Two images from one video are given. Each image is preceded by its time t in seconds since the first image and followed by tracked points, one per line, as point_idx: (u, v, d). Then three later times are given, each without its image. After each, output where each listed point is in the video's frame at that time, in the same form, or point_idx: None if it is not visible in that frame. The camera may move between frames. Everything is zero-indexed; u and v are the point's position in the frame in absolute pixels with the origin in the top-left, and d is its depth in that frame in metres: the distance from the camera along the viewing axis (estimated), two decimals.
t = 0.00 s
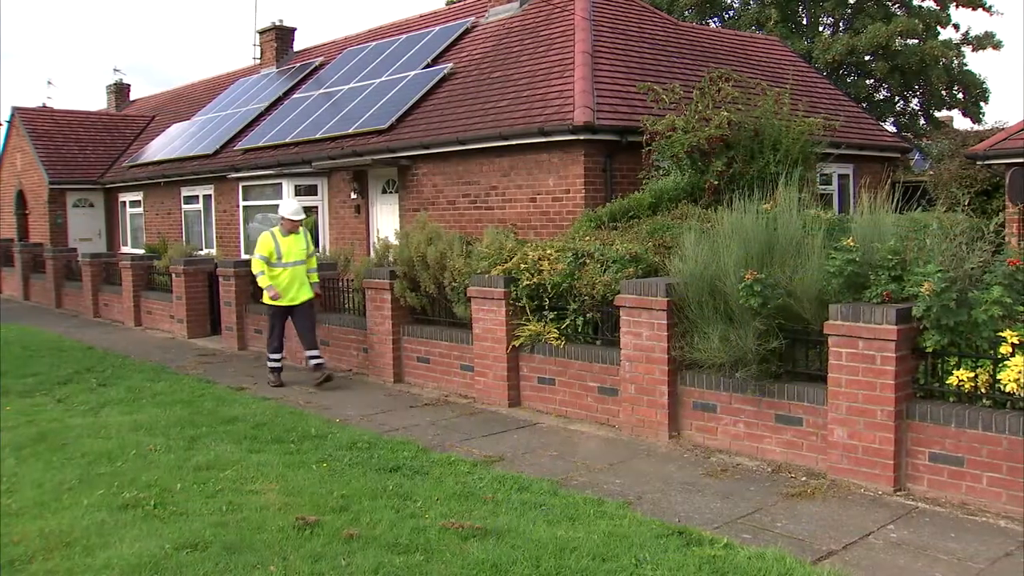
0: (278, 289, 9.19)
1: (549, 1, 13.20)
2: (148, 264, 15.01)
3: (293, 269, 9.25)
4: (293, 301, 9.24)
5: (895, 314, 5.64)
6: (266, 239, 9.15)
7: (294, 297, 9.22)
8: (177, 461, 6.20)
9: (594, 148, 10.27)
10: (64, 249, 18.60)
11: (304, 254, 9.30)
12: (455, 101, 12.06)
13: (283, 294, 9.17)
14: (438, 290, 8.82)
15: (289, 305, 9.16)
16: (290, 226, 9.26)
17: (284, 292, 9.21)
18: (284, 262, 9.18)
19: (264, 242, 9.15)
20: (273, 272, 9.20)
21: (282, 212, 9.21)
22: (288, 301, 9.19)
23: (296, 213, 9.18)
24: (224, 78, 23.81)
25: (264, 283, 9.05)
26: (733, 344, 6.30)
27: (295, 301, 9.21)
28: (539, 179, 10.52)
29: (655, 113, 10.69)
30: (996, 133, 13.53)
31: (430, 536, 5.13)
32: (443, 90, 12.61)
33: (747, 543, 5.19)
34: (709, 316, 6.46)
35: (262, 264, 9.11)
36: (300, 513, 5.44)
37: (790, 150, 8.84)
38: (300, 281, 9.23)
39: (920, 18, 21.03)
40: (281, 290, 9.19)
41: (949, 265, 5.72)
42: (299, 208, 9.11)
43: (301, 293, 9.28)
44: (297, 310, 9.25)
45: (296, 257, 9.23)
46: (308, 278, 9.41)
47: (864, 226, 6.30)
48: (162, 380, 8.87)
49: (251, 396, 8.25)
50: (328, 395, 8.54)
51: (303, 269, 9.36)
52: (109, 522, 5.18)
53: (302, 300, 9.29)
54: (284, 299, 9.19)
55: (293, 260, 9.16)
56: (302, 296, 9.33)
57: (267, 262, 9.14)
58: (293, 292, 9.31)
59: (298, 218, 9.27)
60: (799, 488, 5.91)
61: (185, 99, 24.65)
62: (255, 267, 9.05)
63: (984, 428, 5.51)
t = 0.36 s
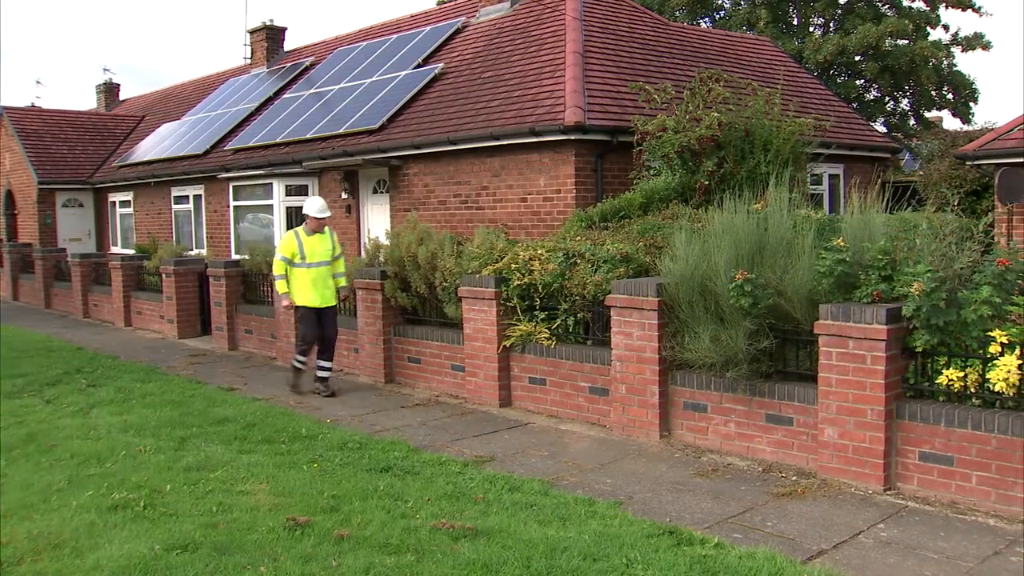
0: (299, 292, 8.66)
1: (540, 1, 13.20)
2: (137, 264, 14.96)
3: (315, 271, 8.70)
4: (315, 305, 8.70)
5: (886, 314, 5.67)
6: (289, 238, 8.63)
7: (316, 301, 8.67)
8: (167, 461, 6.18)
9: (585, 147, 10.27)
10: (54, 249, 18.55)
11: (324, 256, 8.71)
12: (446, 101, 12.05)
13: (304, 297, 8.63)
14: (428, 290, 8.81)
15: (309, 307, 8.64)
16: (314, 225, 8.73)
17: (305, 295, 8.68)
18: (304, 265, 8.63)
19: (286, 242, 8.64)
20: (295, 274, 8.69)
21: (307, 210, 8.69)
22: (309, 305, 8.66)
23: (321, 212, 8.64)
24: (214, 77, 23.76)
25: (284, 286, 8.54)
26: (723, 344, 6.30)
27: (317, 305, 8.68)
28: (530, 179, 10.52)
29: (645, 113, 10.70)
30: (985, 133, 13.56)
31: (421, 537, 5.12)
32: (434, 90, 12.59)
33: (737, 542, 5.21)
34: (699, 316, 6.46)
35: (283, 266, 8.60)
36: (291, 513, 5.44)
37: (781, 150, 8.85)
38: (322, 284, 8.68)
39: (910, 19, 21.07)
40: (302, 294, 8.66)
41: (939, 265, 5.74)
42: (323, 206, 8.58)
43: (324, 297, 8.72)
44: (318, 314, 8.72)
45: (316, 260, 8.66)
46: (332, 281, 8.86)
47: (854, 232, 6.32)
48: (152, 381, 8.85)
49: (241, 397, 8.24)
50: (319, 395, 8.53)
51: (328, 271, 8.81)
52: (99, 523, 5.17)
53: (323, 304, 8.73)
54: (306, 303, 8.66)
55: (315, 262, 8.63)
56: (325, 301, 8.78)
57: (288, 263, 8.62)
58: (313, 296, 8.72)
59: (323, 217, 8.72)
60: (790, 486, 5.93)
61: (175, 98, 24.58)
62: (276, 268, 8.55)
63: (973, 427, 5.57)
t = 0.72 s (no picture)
0: (317, 301, 8.12)
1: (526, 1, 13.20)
2: (122, 265, 14.88)
3: (333, 278, 8.15)
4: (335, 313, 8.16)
5: (871, 313, 5.69)
6: (302, 245, 8.11)
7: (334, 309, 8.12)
8: (151, 463, 6.15)
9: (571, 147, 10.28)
10: (38, 249, 18.45)
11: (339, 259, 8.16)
12: (433, 101, 12.03)
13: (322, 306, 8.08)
14: (414, 290, 8.80)
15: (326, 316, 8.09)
16: (328, 229, 8.18)
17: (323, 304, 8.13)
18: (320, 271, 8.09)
19: (299, 249, 8.12)
20: (311, 283, 8.15)
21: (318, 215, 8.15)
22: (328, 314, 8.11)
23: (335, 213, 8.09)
24: (199, 77, 23.67)
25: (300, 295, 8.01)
26: (709, 344, 6.30)
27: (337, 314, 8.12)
28: (516, 179, 10.52)
29: (631, 113, 10.70)
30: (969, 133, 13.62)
31: (407, 538, 5.12)
32: (420, 90, 12.58)
33: (724, 542, 5.23)
34: (685, 316, 6.45)
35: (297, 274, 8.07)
36: (277, 514, 5.42)
37: (767, 150, 8.90)
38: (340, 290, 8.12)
39: (895, 19, 21.14)
40: (321, 303, 8.11)
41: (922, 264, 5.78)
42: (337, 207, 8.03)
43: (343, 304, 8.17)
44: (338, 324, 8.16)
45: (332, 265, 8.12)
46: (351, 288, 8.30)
47: (838, 231, 6.33)
48: (137, 382, 8.80)
49: (226, 398, 8.21)
50: (305, 396, 8.51)
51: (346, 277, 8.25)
52: (82, 525, 5.14)
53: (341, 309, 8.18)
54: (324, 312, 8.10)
55: (331, 267, 8.07)
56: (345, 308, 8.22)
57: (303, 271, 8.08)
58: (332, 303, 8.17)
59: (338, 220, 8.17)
60: (776, 486, 5.95)
61: (160, 98, 24.48)
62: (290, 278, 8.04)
63: (957, 426, 5.64)
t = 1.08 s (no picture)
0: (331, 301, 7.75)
1: (503, 1, 13.19)
2: (96, 265, 14.76)
3: (347, 277, 7.80)
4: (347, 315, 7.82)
5: (845, 312, 5.72)
6: (317, 241, 7.69)
7: (348, 310, 7.79)
8: (125, 465, 6.10)
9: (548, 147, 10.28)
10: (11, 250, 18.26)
11: (353, 259, 7.80)
12: (410, 101, 12.00)
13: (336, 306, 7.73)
14: (391, 291, 8.80)
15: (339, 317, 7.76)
16: (343, 225, 7.78)
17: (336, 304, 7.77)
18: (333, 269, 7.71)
19: (312, 244, 7.69)
20: (323, 281, 7.76)
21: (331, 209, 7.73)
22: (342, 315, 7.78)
23: (350, 210, 7.71)
24: (175, 76, 23.47)
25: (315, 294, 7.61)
26: (686, 343, 6.31)
27: (351, 314, 7.80)
28: (494, 179, 10.51)
29: (608, 113, 10.70)
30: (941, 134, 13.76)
31: (383, 539, 5.10)
32: (397, 89, 12.55)
33: (700, 541, 5.25)
34: (661, 316, 6.46)
35: (312, 272, 7.66)
36: (253, 516, 5.39)
37: (743, 150, 8.95)
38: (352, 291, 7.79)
39: (870, 21, 21.25)
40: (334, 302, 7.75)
41: (896, 263, 5.82)
42: (354, 204, 7.66)
43: (357, 305, 7.84)
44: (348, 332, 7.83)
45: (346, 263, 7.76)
46: (363, 288, 7.97)
47: (816, 230, 6.36)
48: (111, 384, 8.72)
49: (201, 400, 8.16)
50: (281, 397, 8.47)
51: (358, 276, 7.91)
52: (54, 529, 5.10)
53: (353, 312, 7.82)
54: (338, 313, 7.76)
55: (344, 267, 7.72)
56: (358, 309, 7.90)
57: (317, 268, 7.68)
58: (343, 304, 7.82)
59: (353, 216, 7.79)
60: (752, 485, 5.97)
61: (134, 97, 24.30)
62: (304, 275, 7.62)
63: (930, 425, 5.71)
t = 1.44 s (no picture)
0: (334, 304, 7.21)
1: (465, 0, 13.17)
2: (54, 267, 14.58)
3: (354, 279, 7.24)
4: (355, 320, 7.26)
5: (806, 312, 5.76)
6: (321, 239, 7.12)
7: (354, 314, 7.22)
8: (82, 470, 6.01)
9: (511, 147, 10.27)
10: None
11: (361, 259, 7.27)
12: (375, 101, 11.93)
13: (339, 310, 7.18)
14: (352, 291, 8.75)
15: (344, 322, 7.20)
16: (350, 223, 7.23)
17: (340, 308, 7.21)
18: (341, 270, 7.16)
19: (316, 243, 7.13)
20: (328, 283, 7.21)
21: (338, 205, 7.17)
22: (348, 320, 7.22)
23: (360, 206, 7.15)
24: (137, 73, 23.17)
25: (316, 297, 7.07)
26: (649, 342, 6.32)
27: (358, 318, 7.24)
28: (457, 179, 10.50)
29: (571, 113, 10.71)
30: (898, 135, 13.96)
31: (345, 541, 5.08)
32: (360, 89, 12.50)
33: (662, 540, 5.28)
34: (624, 316, 6.46)
35: (315, 273, 7.12)
36: (213, 520, 5.33)
37: (704, 151, 9.01)
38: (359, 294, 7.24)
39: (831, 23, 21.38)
40: (338, 307, 7.20)
41: (856, 263, 5.86)
42: (363, 200, 7.11)
43: (364, 308, 7.27)
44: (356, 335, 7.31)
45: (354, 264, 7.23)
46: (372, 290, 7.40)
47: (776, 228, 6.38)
48: (68, 387, 8.60)
49: (161, 402, 8.07)
50: (243, 398, 8.41)
51: (367, 278, 7.35)
52: (8, 536, 5.01)
53: (361, 316, 7.26)
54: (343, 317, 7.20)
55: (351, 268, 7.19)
56: (366, 313, 7.34)
57: (320, 270, 7.12)
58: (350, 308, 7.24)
59: (363, 213, 7.23)
60: (714, 483, 6.01)
61: (93, 96, 23.97)
62: (305, 278, 7.09)
63: (889, 423, 5.79)
